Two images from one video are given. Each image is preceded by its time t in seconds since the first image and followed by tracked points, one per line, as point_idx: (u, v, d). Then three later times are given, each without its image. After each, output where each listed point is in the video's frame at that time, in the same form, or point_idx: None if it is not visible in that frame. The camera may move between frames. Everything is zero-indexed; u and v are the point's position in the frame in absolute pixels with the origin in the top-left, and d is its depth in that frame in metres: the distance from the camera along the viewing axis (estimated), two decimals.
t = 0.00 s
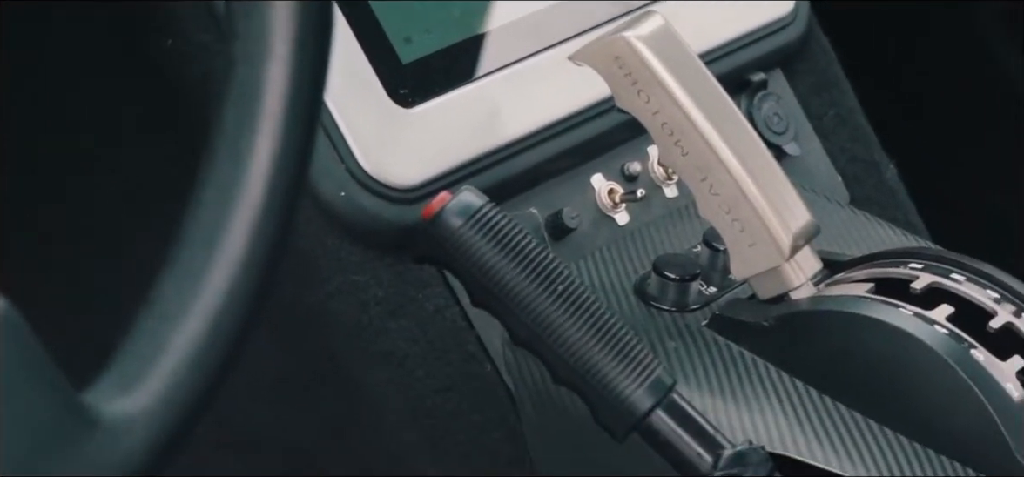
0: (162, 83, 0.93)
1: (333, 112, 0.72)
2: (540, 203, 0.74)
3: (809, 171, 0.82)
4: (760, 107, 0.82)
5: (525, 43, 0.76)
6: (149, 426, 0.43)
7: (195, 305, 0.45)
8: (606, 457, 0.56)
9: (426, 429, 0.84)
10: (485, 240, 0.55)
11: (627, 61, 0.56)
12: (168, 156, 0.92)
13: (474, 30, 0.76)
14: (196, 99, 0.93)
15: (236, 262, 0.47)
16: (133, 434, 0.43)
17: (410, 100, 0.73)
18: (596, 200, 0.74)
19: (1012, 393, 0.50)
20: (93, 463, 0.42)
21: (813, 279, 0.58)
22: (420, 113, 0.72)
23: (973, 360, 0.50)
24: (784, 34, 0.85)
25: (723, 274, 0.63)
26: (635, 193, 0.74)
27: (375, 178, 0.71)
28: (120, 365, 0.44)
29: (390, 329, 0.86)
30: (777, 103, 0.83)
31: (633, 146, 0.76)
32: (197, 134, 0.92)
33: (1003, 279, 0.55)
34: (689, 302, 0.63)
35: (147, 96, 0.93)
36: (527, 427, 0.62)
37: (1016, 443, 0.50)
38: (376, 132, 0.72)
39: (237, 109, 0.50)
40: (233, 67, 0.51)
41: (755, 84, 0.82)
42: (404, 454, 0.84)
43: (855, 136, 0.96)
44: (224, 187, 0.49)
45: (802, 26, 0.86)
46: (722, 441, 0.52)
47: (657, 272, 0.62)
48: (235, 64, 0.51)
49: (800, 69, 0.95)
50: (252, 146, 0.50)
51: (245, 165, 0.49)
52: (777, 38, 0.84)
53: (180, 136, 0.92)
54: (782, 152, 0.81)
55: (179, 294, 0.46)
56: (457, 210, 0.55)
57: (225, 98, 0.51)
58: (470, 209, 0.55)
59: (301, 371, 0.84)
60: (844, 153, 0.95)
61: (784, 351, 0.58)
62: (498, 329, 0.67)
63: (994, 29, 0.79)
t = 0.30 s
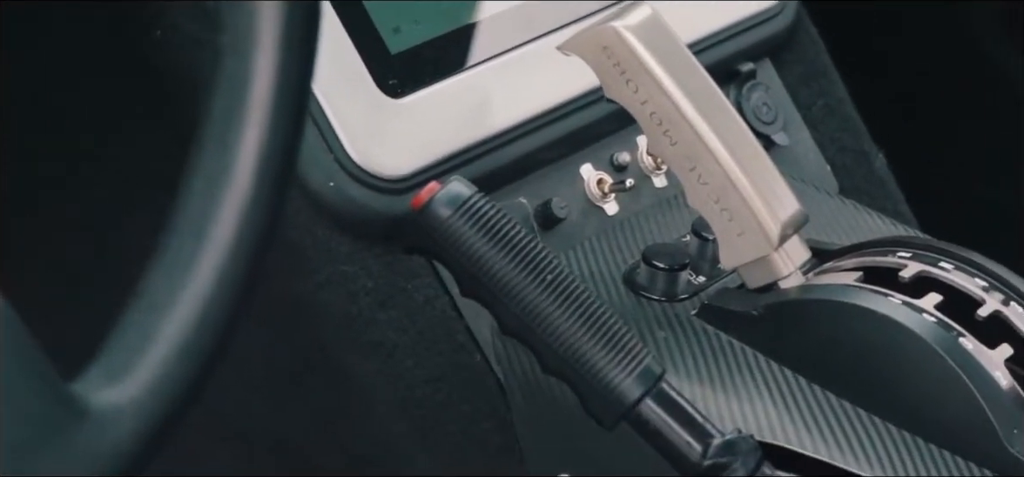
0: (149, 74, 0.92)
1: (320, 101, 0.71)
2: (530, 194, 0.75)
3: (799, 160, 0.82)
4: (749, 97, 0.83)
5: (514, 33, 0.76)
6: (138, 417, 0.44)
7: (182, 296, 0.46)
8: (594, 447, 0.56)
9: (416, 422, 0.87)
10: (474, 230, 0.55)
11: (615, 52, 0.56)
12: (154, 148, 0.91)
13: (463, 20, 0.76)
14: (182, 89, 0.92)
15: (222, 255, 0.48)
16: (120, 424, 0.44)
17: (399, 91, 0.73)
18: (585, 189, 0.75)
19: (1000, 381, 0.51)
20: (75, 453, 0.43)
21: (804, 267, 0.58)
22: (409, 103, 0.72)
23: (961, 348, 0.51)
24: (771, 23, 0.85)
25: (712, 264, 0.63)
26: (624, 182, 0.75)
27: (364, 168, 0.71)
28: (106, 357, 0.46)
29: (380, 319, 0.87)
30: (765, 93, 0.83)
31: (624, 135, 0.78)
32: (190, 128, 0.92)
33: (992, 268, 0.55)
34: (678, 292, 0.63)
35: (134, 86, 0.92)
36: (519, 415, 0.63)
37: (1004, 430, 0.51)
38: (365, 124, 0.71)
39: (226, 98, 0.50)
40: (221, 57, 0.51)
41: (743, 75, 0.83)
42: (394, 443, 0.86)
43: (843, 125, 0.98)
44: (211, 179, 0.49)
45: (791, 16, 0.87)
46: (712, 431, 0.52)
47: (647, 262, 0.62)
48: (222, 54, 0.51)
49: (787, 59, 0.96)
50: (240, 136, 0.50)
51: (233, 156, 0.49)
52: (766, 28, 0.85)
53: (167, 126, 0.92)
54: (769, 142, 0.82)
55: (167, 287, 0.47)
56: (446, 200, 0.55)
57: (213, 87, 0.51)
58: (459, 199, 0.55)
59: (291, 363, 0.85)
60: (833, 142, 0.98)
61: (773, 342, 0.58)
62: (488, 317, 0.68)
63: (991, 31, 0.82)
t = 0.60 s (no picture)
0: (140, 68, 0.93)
1: (305, 86, 0.71)
2: (516, 182, 0.75)
3: (783, 148, 0.83)
4: (735, 85, 0.83)
5: (500, 21, 0.77)
6: (122, 403, 0.44)
7: (168, 282, 0.47)
8: (578, 433, 0.56)
9: (401, 408, 0.85)
10: (460, 216, 0.55)
11: (601, 40, 0.57)
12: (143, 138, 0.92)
13: (448, 7, 0.77)
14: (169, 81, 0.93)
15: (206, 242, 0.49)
16: (106, 409, 0.44)
17: (385, 79, 0.73)
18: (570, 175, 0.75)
19: (985, 367, 0.51)
20: (66, 439, 0.42)
21: (787, 255, 0.58)
22: (395, 90, 0.72)
23: (946, 334, 0.51)
24: (758, 14, 0.86)
25: (698, 251, 0.63)
26: (611, 170, 0.74)
27: (351, 155, 0.71)
28: (94, 341, 0.46)
29: (366, 306, 0.87)
30: (752, 81, 0.84)
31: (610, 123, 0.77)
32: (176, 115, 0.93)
33: (976, 255, 0.56)
34: (664, 279, 0.63)
35: (118, 77, 0.93)
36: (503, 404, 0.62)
37: (990, 416, 0.51)
38: (352, 113, 0.71)
39: (211, 88, 0.51)
40: (207, 45, 0.52)
41: (728, 62, 0.83)
42: (380, 430, 0.84)
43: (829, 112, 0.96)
44: (196, 166, 0.50)
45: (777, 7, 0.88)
46: (698, 417, 0.53)
47: (632, 249, 0.62)
48: (208, 43, 0.52)
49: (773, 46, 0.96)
50: (224, 124, 0.51)
51: (218, 144, 0.50)
52: (752, 18, 0.85)
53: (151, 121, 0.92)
54: (756, 130, 0.82)
55: (152, 272, 0.48)
56: (432, 186, 0.56)
57: (200, 74, 0.52)
58: (445, 186, 0.56)
59: (281, 349, 0.85)
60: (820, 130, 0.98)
61: (760, 328, 0.58)
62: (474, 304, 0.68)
63: (988, 36, 0.81)
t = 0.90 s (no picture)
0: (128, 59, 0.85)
1: (289, 74, 0.71)
2: (500, 171, 0.76)
3: (767, 136, 0.83)
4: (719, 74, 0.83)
5: (486, 11, 0.77)
6: (106, 389, 0.45)
7: (151, 271, 0.48)
8: (564, 423, 0.57)
9: (385, 394, 0.85)
10: (444, 205, 0.55)
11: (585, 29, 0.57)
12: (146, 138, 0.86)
13: None
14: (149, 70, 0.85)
15: (191, 229, 0.49)
16: (90, 396, 0.44)
17: (368, 68, 0.72)
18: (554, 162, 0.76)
19: (968, 354, 0.51)
20: (51, 425, 0.43)
21: (773, 242, 0.58)
22: (381, 81, 0.72)
23: (929, 321, 0.51)
24: (743, 3, 0.86)
25: (682, 239, 0.63)
26: (595, 158, 0.75)
27: (335, 144, 0.71)
28: (79, 326, 0.46)
29: (349, 293, 0.87)
30: (737, 70, 0.83)
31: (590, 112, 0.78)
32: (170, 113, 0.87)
33: (960, 243, 0.56)
34: (648, 267, 0.63)
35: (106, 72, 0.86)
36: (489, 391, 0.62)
37: (972, 403, 0.51)
38: (336, 101, 0.71)
39: (196, 73, 0.51)
40: (190, 30, 0.52)
41: (713, 52, 0.83)
42: (366, 418, 0.84)
43: (812, 101, 0.97)
44: (180, 152, 0.51)
45: None
46: (682, 404, 0.53)
47: (617, 237, 0.62)
48: (191, 31, 0.52)
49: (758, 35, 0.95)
50: (210, 108, 0.51)
51: (202, 129, 0.51)
52: (735, 9, 0.86)
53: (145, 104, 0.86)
54: (739, 119, 0.82)
55: (137, 260, 0.48)
56: (417, 175, 0.56)
57: (182, 59, 0.52)
58: (429, 175, 0.56)
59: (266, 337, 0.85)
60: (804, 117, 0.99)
61: (744, 316, 0.58)
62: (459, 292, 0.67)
63: (988, 36, 0.81)
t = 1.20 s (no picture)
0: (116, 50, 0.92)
1: (278, 63, 0.72)
2: (488, 158, 0.77)
3: (755, 124, 0.84)
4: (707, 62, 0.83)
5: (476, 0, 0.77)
6: (94, 375, 0.44)
7: (138, 256, 0.47)
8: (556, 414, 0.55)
9: (372, 384, 0.91)
10: (432, 191, 0.56)
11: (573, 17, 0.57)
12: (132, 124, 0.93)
13: None
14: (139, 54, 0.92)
15: (178, 214, 0.48)
16: (78, 382, 0.43)
17: (355, 55, 0.73)
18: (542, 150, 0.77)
19: (955, 340, 0.52)
20: (39, 412, 0.42)
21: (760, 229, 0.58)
22: (367, 68, 0.73)
23: (915, 307, 0.51)
24: None
25: (670, 227, 0.64)
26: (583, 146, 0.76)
27: (322, 130, 0.72)
28: (69, 309, 0.46)
29: (338, 279, 0.92)
30: (725, 58, 0.84)
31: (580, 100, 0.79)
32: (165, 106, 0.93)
33: (947, 229, 0.56)
34: (636, 253, 0.64)
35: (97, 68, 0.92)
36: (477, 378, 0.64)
37: (958, 389, 0.51)
38: (324, 89, 0.72)
39: (184, 60, 0.51)
40: (178, 17, 0.52)
41: (701, 39, 0.84)
42: (357, 408, 0.90)
43: (801, 90, 1.03)
44: (169, 141, 0.50)
45: None
46: (669, 390, 0.53)
47: (604, 224, 0.63)
48: (179, 17, 0.52)
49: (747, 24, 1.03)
50: (197, 96, 0.50)
51: (190, 115, 0.50)
52: None
53: (128, 98, 0.93)
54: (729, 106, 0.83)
55: (125, 245, 0.47)
56: (405, 162, 0.56)
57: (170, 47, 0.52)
58: (417, 162, 0.56)
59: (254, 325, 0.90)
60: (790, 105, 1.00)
61: (732, 302, 0.58)
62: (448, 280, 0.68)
63: (989, 36, 0.80)
